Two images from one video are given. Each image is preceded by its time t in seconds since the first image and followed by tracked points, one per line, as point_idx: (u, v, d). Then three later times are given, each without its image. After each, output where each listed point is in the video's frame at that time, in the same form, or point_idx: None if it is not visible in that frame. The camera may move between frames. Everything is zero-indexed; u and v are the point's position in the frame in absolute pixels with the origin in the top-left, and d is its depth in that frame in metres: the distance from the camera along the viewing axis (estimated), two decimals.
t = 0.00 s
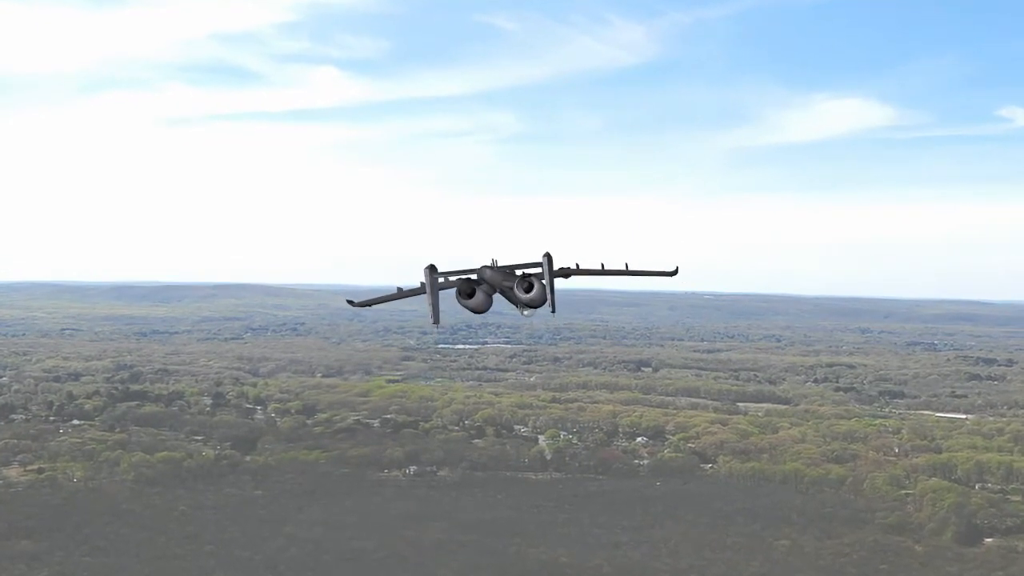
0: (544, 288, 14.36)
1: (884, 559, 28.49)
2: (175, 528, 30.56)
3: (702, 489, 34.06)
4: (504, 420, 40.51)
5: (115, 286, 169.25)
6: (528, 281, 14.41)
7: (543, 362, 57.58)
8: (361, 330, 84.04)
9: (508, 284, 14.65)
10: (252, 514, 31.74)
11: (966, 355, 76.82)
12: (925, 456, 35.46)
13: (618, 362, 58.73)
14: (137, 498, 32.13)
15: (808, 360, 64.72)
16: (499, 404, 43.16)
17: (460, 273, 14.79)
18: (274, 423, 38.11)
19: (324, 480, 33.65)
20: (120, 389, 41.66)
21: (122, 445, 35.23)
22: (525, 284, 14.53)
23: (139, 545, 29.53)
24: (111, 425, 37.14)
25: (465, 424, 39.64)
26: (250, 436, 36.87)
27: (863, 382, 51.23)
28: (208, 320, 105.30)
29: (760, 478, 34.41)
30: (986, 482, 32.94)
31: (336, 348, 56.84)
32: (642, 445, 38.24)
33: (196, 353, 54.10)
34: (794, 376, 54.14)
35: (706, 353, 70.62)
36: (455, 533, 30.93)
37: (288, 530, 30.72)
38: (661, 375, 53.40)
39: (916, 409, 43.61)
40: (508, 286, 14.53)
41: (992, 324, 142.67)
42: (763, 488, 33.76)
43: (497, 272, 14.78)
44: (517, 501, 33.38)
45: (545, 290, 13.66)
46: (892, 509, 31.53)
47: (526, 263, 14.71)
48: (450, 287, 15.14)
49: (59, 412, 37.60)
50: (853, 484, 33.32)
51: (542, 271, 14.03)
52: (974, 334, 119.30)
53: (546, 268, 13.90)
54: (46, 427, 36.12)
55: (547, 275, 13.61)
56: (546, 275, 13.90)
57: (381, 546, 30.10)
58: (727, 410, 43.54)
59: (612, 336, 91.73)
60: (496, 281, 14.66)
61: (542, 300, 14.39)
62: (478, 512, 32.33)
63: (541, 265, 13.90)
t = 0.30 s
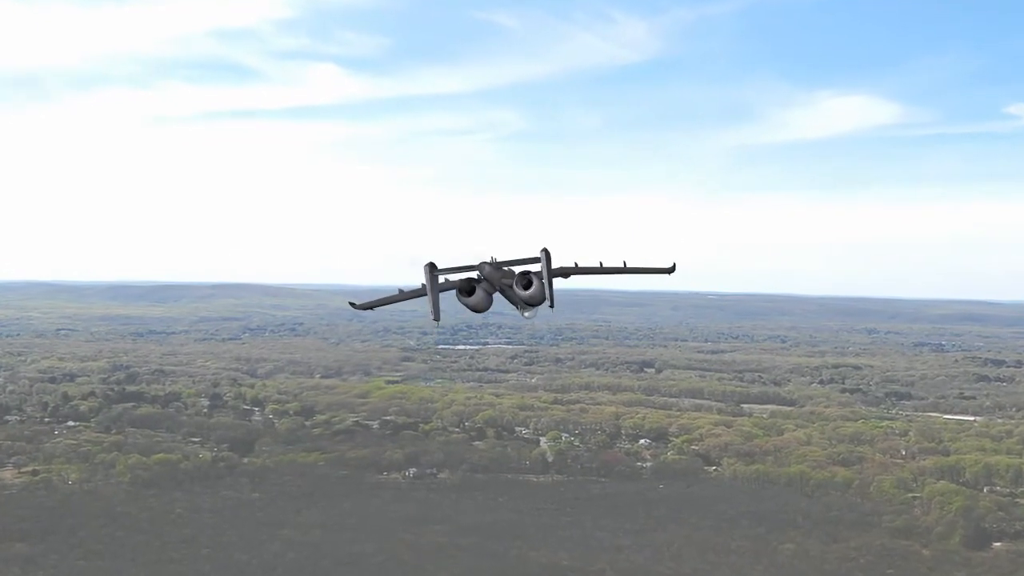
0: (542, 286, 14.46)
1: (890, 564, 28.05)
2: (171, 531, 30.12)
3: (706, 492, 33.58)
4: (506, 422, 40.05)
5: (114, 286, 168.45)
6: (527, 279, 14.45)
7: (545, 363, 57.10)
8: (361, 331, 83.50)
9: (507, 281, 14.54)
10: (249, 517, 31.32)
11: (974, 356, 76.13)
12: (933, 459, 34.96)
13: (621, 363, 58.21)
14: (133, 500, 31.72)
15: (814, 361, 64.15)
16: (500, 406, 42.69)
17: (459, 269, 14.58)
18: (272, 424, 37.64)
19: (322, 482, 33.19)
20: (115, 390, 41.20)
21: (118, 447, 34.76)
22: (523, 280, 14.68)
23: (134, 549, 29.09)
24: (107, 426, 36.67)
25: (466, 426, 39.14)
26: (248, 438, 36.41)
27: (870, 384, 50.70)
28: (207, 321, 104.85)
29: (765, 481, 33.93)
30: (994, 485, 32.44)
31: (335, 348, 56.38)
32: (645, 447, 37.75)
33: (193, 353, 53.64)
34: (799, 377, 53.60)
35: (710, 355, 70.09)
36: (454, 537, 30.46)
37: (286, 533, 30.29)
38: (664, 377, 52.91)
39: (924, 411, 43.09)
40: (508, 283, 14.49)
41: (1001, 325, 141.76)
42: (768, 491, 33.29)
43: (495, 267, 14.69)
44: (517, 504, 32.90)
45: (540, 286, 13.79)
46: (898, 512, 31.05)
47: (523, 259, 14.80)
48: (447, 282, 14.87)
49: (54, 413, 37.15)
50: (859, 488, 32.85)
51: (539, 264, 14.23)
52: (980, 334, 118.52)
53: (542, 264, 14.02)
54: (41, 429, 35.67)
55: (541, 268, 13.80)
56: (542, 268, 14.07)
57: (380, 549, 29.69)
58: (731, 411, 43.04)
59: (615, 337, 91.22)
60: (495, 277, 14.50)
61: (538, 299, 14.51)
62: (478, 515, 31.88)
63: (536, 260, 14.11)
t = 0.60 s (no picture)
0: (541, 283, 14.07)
1: (898, 568, 27.57)
2: (167, 534, 29.69)
3: (709, 495, 33.08)
4: (506, 422, 39.51)
5: (114, 286, 168.11)
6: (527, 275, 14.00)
7: (546, 364, 56.56)
8: (361, 331, 82.98)
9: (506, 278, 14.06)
10: (246, 519, 30.87)
11: (981, 356, 75.47)
12: (941, 460, 34.42)
13: (623, 363, 57.66)
14: (128, 503, 31.24)
15: (819, 361, 63.53)
16: (501, 407, 42.17)
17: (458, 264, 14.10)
18: (270, 425, 37.15)
19: (320, 484, 32.72)
20: (111, 391, 40.73)
21: (113, 448, 34.29)
22: (521, 275, 14.28)
23: (129, 552, 28.66)
24: (101, 427, 36.19)
25: (466, 427, 38.61)
26: (245, 439, 35.93)
27: (877, 385, 50.14)
28: (206, 321, 104.40)
29: (770, 483, 33.42)
30: (1004, 488, 31.91)
31: (333, 349, 55.92)
32: (648, 449, 37.22)
33: (189, 353, 53.16)
34: (805, 378, 53.05)
35: (713, 355, 69.53)
36: (454, 540, 29.99)
37: (284, 536, 29.84)
38: (667, 377, 52.39)
39: (931, 412, 42.53)
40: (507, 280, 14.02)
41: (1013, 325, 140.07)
42: (773, 494, 32.78)
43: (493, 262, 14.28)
44: (518, 506, 32.41)
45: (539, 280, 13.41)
46: (906, 515, 30.53)
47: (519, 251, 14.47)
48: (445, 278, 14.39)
49: (48, 414, 36.68)
50: (866, 490, 32.33)
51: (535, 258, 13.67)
52: (987, 334, 117.72)
53: (540, 265, 13.36)
54: (35, 429, 35.21)
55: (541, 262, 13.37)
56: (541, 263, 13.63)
57: (378, 552, 29.22)
58: (735, 413, 42.52)
59: (618, 337, 90.66)
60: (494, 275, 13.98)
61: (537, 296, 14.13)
62: (478, 518, 31.41)
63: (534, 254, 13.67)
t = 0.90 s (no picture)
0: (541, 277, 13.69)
1: (905, 571, 27.14)
2: (162, 536, 29.28)
3: (712, 496, 32.59)
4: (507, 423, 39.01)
5: (110, 284, 167.11)
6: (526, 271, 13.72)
7: (548, 363, 56.04)
8: (360, 330, 82.42)
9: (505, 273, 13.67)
10: (243, 521, 30.45)
11: (988, 356, 74.83)
12: (949, 462, 33.90)
13: (625, 363, 57.11)
14: (122, 504, 30.80)
15: (825, 361, 62.95)
16: (501, 407, 41.63)
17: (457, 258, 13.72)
18: (266, 426, 36.64)
19: (318, 485, 32.23)
20: (105, 390, 40.21)
21: (107, 449, 33.79)
22: (519, 271, 13.92)
23: (124, 554, 28.24)
24: (96, 427, 35.67)
25: (466, 427, 38.07)
26: (241, 439, 35.41)
27: (883, 385, 49.60)
28: (201, 319, 103.56)
29: (775, 485, 32.90)
30: (1013, 490, 31.40)
31: (332, 348, 55.42)
32: (651, 450, 36.69)
33: (186, 352, 52.62)
34: (810, 378, 52.50)
35: (717, 354, 69.02)
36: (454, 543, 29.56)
37: (281, 538, 29.43)
38: (670, 377, 51.87)
39: (939, 412, 42.00)
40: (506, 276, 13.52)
41: None
42: (777, 496, 32.28)
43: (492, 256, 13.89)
44: (519, 508, 31.94)
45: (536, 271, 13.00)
46: (913, 518, 30.04)
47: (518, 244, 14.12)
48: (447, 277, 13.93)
49: (42, 414, 36.18)
50: (872, 492, 31.83)
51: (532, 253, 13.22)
52: (993, 334, 116.97)
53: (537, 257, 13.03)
54: (28, 430, 34.71)
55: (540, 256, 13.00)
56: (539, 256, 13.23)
57: (377, 555, 28.84)
58: (739, 413, 42.03)
59: (620, 336, 90.07)
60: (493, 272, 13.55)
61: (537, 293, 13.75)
62: (478, 520, 30.96)
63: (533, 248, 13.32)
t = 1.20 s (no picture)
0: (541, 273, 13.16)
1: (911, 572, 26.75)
2: (156, 537, 28.91)
3: (715, 497, 32.10)
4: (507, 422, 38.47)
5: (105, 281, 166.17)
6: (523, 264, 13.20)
7: (548, 362, 55.47)
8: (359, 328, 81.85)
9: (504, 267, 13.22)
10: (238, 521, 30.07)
11: (995, 355, 74.19)
12: (957, 462, 33.37)
13: (627, 362, 56.58)
14: (116, 504, 30.35)
15: (831, 359, 62.37)
16: (501, 406, 41.10)
17: (457, 251, 13.35)
18: (262, 425, 36.14)
19: (315, 485, 31.76)
20: (99, 389, 39.70)
21: (101, 448, 33.29)
22: (519, 267, 13.37)
23: (118, 554, 27.88)
24: (89, 426, 35.16)
25: (465, 427, 37.53)
26: (237, 439, 34.90)
27: (889, 384, 49.07)
28: (198, 317, 102.89)
29: (779, 486, 32.39)
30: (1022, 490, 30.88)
31: (329, 346, 54.92)
32: (653, 450, 36.15)
33: (181, 351, 52.13)
34: (815, 377, 51.96)
35: (720, 353, 68.44)
36: (452, 545, 29.15)
37: (277, 539, 29.06)
38: (672, 376, 51.34)
39: (946, 412, 41.46)
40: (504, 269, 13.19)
41: None
42: (781, 497, 31.79)
43: (492, 252, 13.51)
44: (518, 509, 31.47)
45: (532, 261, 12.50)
46: (920, 519, 29.56)
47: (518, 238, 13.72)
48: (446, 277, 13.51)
49: (35, 413, 35.71)
50: (879, 492, 31.32)
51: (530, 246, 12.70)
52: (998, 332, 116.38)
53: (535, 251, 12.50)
54: (20, 429, 34.24)
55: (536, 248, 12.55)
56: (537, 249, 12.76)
57: (374, 556, 28.40)
58: (743, 412, 41.53)
59: (622, 334, 89.52)
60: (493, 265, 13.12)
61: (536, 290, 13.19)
62: (477, 521, 30.53)
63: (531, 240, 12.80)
